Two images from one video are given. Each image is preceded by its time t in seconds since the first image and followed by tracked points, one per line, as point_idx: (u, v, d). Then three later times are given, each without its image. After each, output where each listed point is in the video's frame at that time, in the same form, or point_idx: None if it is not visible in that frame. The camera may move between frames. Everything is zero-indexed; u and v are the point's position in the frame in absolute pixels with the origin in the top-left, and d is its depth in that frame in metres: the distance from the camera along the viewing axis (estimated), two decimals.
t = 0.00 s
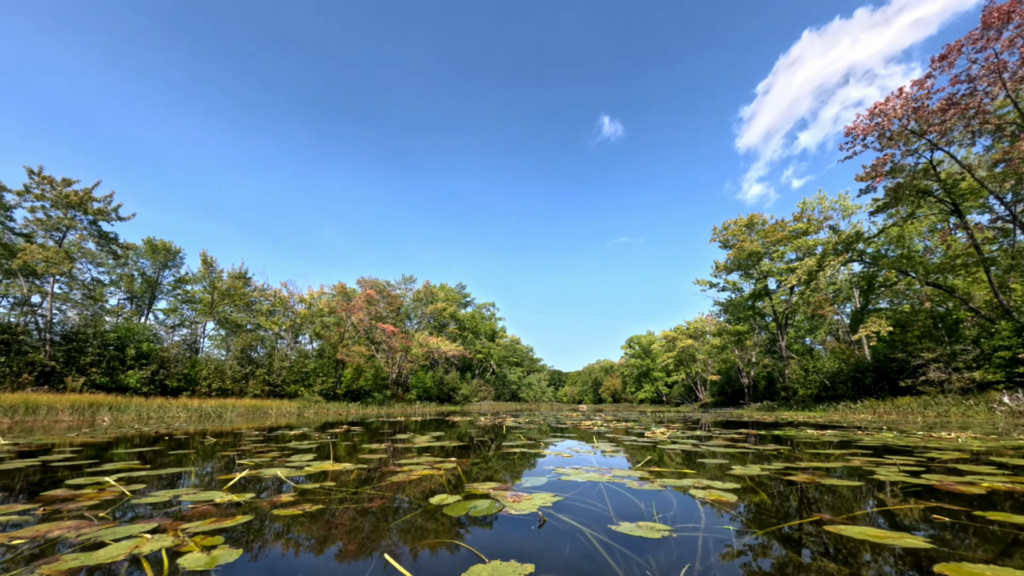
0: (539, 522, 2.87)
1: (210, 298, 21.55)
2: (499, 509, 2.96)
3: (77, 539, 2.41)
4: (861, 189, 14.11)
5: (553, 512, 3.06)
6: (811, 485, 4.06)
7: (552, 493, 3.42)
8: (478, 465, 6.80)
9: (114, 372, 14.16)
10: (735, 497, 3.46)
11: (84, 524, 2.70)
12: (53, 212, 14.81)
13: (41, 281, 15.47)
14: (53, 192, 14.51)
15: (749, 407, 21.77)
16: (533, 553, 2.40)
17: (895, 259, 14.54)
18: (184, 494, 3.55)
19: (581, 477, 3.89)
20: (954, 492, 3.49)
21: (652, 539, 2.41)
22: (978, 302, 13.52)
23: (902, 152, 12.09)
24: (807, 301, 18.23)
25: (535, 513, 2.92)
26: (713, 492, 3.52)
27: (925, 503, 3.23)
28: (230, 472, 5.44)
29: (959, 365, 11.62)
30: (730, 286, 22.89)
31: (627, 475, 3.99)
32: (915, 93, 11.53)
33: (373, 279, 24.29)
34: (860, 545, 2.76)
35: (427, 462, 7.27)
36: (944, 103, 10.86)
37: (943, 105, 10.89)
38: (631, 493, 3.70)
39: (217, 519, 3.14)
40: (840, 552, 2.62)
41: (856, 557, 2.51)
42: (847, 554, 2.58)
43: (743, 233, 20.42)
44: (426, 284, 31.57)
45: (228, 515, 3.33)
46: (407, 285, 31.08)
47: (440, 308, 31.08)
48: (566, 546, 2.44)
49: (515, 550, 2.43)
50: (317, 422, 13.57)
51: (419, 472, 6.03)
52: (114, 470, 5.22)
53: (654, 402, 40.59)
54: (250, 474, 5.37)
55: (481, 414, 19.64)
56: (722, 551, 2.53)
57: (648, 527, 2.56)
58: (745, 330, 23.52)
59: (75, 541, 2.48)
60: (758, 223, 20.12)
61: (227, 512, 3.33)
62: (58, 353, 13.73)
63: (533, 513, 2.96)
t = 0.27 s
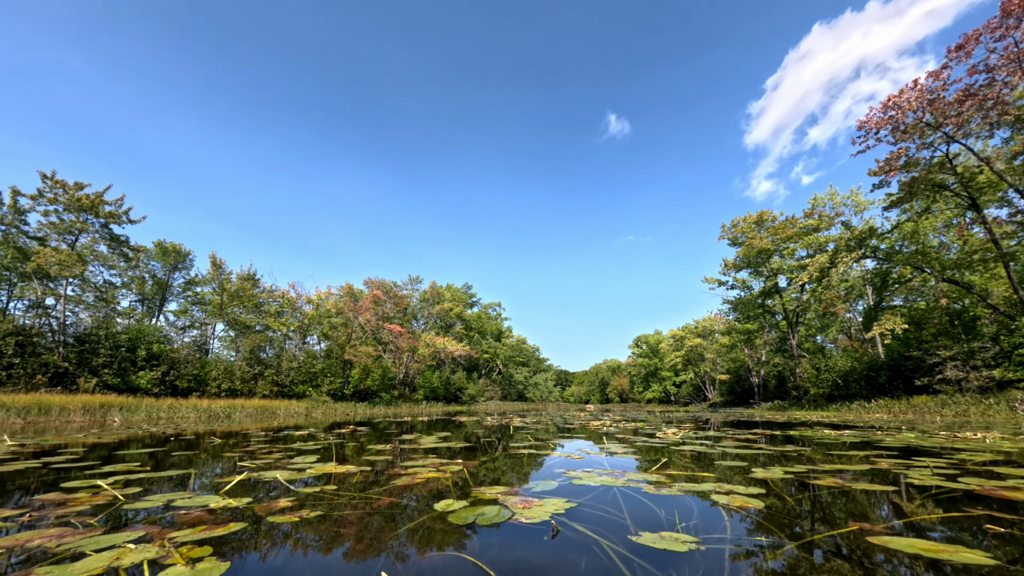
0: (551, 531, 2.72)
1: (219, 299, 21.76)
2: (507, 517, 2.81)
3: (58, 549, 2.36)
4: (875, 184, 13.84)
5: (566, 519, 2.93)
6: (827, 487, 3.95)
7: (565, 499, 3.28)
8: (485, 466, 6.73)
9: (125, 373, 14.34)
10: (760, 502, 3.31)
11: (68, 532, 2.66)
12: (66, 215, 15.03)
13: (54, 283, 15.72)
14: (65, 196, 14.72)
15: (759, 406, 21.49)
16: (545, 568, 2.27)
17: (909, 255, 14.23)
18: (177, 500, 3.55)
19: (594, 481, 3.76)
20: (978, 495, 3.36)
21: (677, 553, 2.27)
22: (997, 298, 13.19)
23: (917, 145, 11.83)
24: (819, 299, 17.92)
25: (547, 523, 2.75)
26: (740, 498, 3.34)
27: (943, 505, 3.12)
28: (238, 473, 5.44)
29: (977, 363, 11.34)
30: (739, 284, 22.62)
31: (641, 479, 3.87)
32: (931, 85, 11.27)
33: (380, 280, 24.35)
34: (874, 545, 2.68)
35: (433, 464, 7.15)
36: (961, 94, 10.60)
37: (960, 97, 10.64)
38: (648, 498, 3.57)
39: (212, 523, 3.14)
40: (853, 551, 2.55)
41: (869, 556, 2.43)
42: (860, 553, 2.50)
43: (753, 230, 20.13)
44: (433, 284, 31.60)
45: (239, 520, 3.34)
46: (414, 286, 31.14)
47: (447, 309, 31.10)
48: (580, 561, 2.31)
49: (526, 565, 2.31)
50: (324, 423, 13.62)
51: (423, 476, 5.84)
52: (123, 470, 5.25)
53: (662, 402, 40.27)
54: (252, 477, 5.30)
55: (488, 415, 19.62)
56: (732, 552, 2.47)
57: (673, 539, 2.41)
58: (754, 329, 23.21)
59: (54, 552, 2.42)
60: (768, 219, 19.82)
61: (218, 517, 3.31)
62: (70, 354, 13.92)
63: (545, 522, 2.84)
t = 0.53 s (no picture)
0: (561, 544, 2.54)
1: (229, 295, 21.98)
2: (512, 526, 2.68)
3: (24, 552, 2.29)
4: (890, 185, 13.56)
5: (575, 528, 2.79)
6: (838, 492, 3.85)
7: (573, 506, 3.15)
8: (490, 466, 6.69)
9: (135, 367, 14.54)
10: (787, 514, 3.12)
11: (42, 532, 2.60)
12: (79, 211, 15.26)
13: (68, 278, 15.98)
14: (79, 192, 14.94)
15: (768, 410, 21.20)
16: None
17: (926, 257, 13.90)
18: (164, 500, 3.44)
19: (606, 486, 3.62)
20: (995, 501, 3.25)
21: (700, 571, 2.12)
22: (1017, 303, 12.84)
23: (935, 145, 11.54)
24: (831, 301, 17.62)
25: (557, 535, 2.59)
26: (764, 510, 3.14)
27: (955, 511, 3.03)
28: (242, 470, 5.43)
29: (995, 369, 11.03)
30: (749, 286, 22.33)
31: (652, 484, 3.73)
32: (950, 83, 10.99)
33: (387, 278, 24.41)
34: (884, 554, 2.62)
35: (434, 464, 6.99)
36: (982, 93, 10.32)
37: (981, 95, 10.36)
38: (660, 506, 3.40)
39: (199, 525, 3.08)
40: (862, 559, 2.49)
41: (878, 564, 2.37)
42: (869, 561, 2.44)
43: (764, 231, 19.84)
44: (440, 283, 31.64)
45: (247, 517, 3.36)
46: (421, 284, 31.19)
47: (453, 308, 31.13)
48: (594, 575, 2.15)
49: None
50: (331, 419, 13.69)
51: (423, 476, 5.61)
52: (128, 463, 5.29)
53: (669, 404, 39.96)
54: (251, 476, 5.23)
55: (494, 414, 19.61)
56: (735, 556, 2.43)
57: (697, 559, 2.24)
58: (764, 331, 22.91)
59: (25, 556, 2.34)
60: (779, 220, 19.47)
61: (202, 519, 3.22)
62: (83, 348, 14.13)
63: (552, 530, 2.73)
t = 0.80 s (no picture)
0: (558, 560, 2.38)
1: (231, 291, 22.03)
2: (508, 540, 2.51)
3: None
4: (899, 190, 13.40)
5: (573, 542, 2.62)
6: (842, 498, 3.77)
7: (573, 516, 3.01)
8: (488, 466, 6.62)
9: (137, 361, 14.56)
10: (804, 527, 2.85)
11: None
12: (84, 204, 15.30)
13: (72, 271, 16.04)
14: (83, 185, 14.99)
15: (771, 415, 21.05)
16: None
17: (933, 263, 13.73)
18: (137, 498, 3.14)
19: (606, 494, 3.46)
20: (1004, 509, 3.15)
21: None
22: None
23: (945, 150, 11.39)
24: (836, 306, 17.45)
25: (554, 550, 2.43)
26: (775, 521, 2.89)
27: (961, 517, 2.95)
28: (240, 463, 5.38)
29: (1003, 377, 10.88)
30: (753, 290, 22.19)
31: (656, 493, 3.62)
32: (961, 87, 10.85)
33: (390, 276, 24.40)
34: (888, 562, 2.56)
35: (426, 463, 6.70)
36: (994, 97, 10.16)
37: (993, 99, 10.22)
38: (665, 517, 3.24)
39: (172, 528, 2.68)
40: (866, 568, 2.42)
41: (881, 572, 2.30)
42: (873, 570, 2.37)
43: (769, 235, 19.68)
44: (443, 282, 31.62)
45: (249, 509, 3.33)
46: (424, 283, 31.17)
47: (456, 307, 31.09)
48: None
49: None
50: (331, 417, 13.66)
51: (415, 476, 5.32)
52: (123, 457, 5.25)
53: (670, 407, 39.79)
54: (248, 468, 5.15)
55: (495, 414, 19.53)
56: (737, 566, 2.38)
57: None
58: (767, 335, 22.74)
59: None
60: (784, 224, 19.31)
61: (175, 521, 2.80)
62: (85, 341, 14.17)
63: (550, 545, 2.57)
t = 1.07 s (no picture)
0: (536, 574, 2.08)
1: (221, 289, 21.72)
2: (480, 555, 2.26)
3: None
4: (890, 193, 13.52)
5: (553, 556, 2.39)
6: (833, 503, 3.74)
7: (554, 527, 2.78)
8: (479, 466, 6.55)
9: (122, 359, 14.27)
10: (803, 538, 2.68)
11: None
12: (69, 199, 14.99)
13: (56, 267, 15.69)
14: (68, 179, 14.67)
15: (762, 416, 21.18)
16: None
17: (923, 266, 13.85)
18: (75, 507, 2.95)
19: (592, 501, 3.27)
20: (997, 510, 3.12)
21: None
22: (1012, 314, 12.85)
23: (935, 154, 11.49)
24: (827, 308, 17.58)
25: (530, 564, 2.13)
26: (772, 530, 2.69)
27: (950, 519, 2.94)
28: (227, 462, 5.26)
29: (990, 380, 11.00)
30: (745, 291, 22.32)
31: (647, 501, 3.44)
32: (951, 92, 10.95)
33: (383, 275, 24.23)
34: (878, 564, 2.53)
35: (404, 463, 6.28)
36: (983, 102, 10.27)
37: (982, 104, 10.32)
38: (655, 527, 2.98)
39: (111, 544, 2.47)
40: (857, 571, 2.39)
41: None
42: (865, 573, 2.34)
43: (762, 237, 19.78)
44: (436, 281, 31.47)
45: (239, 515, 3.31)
46: (417, 283, 31.00)
47: (449, 306, 30.93)
48: None
49: None
50: (321, 417, 13.49)
51: (387, 479, 4.88)
52: (101, 458, 5.09)
53: (663, 408, 39.94)
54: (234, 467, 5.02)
55: (488, 415, 19.44)
56: (728, 563, 2.34)
57: None
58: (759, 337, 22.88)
59: None
60: (777, 226, 19.42)
61: (115, 536, 2.60)
62: (68, 338, 13.87)
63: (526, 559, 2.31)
